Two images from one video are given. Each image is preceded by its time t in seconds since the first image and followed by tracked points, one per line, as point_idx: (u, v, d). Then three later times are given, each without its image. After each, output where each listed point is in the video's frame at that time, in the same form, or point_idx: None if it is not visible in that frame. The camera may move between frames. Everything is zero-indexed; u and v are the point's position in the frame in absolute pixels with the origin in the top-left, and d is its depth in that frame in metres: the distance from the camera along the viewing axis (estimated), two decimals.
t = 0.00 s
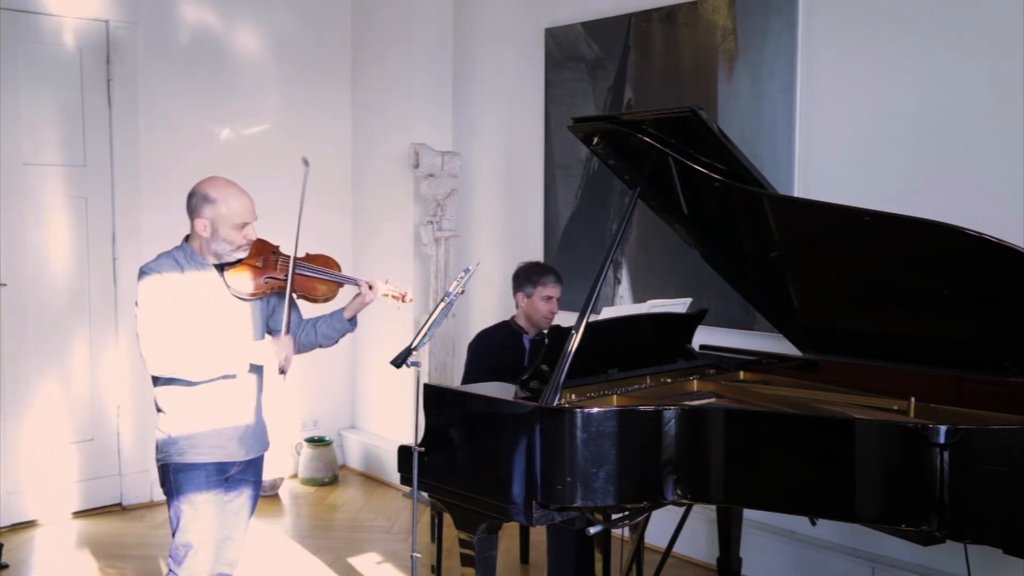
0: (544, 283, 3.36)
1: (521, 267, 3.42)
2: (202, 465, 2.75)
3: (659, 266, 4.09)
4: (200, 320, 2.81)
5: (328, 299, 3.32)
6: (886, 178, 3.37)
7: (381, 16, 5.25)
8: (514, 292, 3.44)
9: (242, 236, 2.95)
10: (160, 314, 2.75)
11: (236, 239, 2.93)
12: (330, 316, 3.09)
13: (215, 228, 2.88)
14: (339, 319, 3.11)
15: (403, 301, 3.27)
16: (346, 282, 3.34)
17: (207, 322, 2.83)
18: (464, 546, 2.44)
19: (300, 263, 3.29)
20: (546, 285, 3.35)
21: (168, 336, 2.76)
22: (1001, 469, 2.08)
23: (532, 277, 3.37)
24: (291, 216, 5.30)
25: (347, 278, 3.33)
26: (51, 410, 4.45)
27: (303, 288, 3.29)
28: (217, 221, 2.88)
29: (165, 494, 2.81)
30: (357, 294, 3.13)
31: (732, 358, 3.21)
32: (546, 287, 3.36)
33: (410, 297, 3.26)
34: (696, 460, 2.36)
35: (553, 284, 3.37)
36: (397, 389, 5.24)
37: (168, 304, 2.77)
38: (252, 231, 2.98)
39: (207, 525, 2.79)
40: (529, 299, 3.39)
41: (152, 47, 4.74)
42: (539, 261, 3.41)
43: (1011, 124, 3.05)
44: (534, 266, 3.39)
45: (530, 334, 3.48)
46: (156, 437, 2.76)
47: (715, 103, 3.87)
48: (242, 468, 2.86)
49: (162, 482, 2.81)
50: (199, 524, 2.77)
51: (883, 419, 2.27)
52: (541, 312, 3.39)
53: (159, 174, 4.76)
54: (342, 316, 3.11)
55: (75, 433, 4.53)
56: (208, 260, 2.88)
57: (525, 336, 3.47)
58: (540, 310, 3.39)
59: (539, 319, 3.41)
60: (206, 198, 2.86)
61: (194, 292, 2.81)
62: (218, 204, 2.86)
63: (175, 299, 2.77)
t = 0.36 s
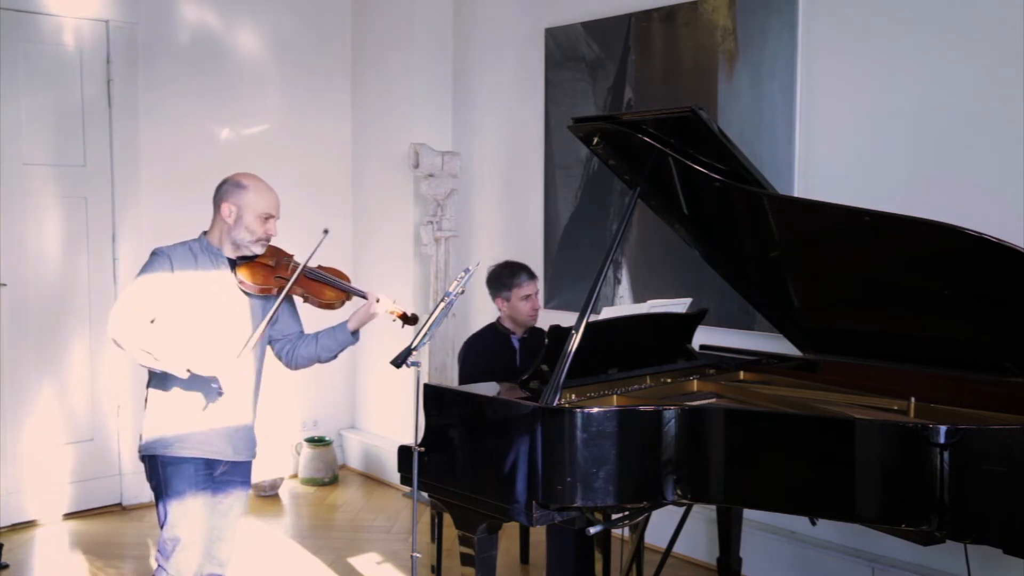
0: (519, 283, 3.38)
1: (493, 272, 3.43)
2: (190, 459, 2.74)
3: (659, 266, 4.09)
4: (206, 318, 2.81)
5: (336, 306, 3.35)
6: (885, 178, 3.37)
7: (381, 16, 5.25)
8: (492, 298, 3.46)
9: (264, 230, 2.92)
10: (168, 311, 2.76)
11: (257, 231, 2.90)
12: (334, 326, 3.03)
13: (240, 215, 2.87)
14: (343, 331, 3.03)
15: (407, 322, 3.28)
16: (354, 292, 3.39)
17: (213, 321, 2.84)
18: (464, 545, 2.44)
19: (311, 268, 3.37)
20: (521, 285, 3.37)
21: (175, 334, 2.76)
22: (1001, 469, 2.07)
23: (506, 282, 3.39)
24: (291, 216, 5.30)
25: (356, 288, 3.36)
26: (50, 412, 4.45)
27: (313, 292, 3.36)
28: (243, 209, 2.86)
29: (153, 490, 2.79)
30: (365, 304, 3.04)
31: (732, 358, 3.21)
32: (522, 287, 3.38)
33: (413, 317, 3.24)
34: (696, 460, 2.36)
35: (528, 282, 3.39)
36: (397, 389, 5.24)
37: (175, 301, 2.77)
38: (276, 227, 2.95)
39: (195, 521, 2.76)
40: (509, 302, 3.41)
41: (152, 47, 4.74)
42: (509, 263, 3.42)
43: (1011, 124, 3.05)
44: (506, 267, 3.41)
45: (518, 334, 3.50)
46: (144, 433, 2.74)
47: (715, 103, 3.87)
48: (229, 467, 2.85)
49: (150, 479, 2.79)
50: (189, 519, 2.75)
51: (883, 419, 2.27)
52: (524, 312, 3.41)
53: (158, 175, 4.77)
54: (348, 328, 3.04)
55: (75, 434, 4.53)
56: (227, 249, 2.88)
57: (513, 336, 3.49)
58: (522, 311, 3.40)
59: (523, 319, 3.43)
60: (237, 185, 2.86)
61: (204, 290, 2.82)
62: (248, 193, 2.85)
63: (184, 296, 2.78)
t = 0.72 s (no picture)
0: (505, 294, 3.38)
1: (475, 284, 3.43)
2: (186, 466, 2.75)
3: (659, 266, 4.09)
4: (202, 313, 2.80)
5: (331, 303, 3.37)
6: (885, 178, 3.37)
7: (381, 15, 5.25)
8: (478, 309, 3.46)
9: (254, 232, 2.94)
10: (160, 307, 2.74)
11: (248, 234, 2.92)
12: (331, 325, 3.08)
13: (231, 219, 2.88)
14: (340, 328, 3.09)
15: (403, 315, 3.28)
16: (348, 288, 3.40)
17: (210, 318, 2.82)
18: (464, 545, 2.44)
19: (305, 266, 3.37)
20: (507, 295, 3.38)
21: (168, 329, 2.73)
22: (1001, 469, 2.07)
23: (489, 294, 3.39)
24: (291, 216, 5.30)
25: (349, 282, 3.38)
26: (49, 412, 4.45)
27: (308, 289, 3.36)
28: (233, 213, 2.88)
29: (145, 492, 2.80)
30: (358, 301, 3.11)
31: (732, 358, 3.21)
32: (508, 296, 3.38)
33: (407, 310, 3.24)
34: (696, 460, 2.35)
35: (514, 290, 3.39)
36: (397, 389, 5.24)
37: (169, 298, 2.75)
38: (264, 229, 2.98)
39: (187, 528, 2.78)
40: (497, 313, 3.41)
41: (152, 47, 4.74)
42: (488, 273, 3.41)
43: (1011, 123, 3.05)
44: (488, 277, 3.39)
45: (509, 336, 3.49)
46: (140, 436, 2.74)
47: (715, 103, 3.87)
48: (227, 471, 2.86)
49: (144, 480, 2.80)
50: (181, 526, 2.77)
51: (883, 419, 2.27)
52: (513, 320, 3.42)
53: (158, 175, 4.76)
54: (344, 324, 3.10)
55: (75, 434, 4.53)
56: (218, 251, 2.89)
57: (505, 339, 3.48)
58: (511, 319, 3.41)
59: (513, 325, 3.44)
60: (227, 188, 2.87)
61: (196, 290, 2.81)
62: (238, 196, 2.87)
63: (176, 295, 2.76)
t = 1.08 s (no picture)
0: (495, 298, 3.34)
1: (466, 288, 3.36)
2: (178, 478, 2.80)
3: (659, 266, 4.09)
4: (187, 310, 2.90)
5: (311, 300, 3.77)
6: (885, 178, 3.37)
7: (381, 15, 5.25)
8: (469, 313, 3.41)
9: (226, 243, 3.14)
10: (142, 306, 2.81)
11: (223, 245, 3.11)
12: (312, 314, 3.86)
13: (204, 232, 3.04)
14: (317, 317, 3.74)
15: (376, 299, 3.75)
16: (323, 282, 3.76)
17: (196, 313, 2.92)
18: (464, 545, 2.44)
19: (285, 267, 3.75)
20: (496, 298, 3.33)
21: (154, 326, 2.82)
22: (1001, 469, 2.08)
23: (477, 301, 3.35)
24: (292, 216, 5.30)
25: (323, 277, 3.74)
26: (49, 412, 4.44)
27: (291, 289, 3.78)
28: (207, 227, 3.05)
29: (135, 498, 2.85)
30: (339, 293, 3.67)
31: (732, 358, 3.21)
32: (497, 298, 3.34)
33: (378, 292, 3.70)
34: (696, 460, 2.35)
35: (503, 293, 3.34)
36: (397, 389, 5.24)
37: (149, 297, 2.81)
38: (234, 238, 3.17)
39: (182, 535, 2.86)
40: (489, 317, 3.38)
41: (152, 48, 4.74)
42: (478, 277, 3.34)
43: (1011, 123, 3.05)
44: (476, 282, 3.34)
45: (503, 339, 3.47)
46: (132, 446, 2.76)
47: (715, 103, 3.87)
48: (218, 474, 2.90)
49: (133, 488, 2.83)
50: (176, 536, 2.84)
51: (883, 419, 2.27)
52: (506, 322, 3.39)
53: (158, 175, 4.76)
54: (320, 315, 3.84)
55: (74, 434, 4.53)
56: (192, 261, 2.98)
57: (499, 342, 3.46)
58: (503, 321, 3.39)
59: (505, 327, 3.42)
60: (198, 206, 3.07)
61: (175, 285, 2.88)
62: (211, 211, 3.07)
63: (156, 292, 2.83)
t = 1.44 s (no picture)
0: (494, 294, 3.34)
1: (468, 281, 3.38)
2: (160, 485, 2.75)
3: (660, 266, 4.09)
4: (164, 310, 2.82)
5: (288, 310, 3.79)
6: (885, 178, 3.37)
7: (382, 15, 5.25)
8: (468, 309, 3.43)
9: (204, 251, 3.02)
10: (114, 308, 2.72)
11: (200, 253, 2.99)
12: (287, 322, 3.44)
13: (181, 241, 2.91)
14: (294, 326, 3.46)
15: (354, 311, 3.93)
16: (302, 292, 3.82)
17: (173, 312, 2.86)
18: (464, 545, 2.44)
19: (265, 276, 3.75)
20: (495, 295, 3.34)
21: (130, 326, 2.74)
22: (1001, 469, 2.08)
23: (478, 297, 3.36)
24: (292, 216, 5.30)
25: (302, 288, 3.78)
26: (49, 412, 4.44)
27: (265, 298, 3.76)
28: (184, 236, 2.91)
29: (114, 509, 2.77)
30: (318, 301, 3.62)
31: (732, 358, 3.21)
32: (496, 295, 3.34)
33: (361, 305, 3.86)
34: (696, 460, 2.35)
35: (502, 290, 3.35)
36: (397, 389, 5.24)
37: (121, 300, 2.73)
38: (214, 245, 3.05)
39: (165, 544, 2.78)
40: (487, 312, 3.38)
41: (152, 47, 4.74)
42: (479, 272, 3.37)
43: (1010, 123, 3.05)
44: (476, 278, 3.36)
45: (503, 337, 3.48)
46: (110, 451, 2.69)
47: (715, 103, 3.87)
48: (197, 479, 2.88)
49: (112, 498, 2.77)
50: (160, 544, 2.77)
51: (883, 419, 2.27)
52: (503, 319, 3.40)
53: (158, 175, 4.76)
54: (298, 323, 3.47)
55: (74, 433, 4.53)
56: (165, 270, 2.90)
57: (498, 341, 3.47)
58: (502, 318, 3.39)
59: (503, 325, 3.42)
60: (177, 213, 2.90)
61: (147, 283, 2.79)
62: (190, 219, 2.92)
63: (131, 291, 2.75)
